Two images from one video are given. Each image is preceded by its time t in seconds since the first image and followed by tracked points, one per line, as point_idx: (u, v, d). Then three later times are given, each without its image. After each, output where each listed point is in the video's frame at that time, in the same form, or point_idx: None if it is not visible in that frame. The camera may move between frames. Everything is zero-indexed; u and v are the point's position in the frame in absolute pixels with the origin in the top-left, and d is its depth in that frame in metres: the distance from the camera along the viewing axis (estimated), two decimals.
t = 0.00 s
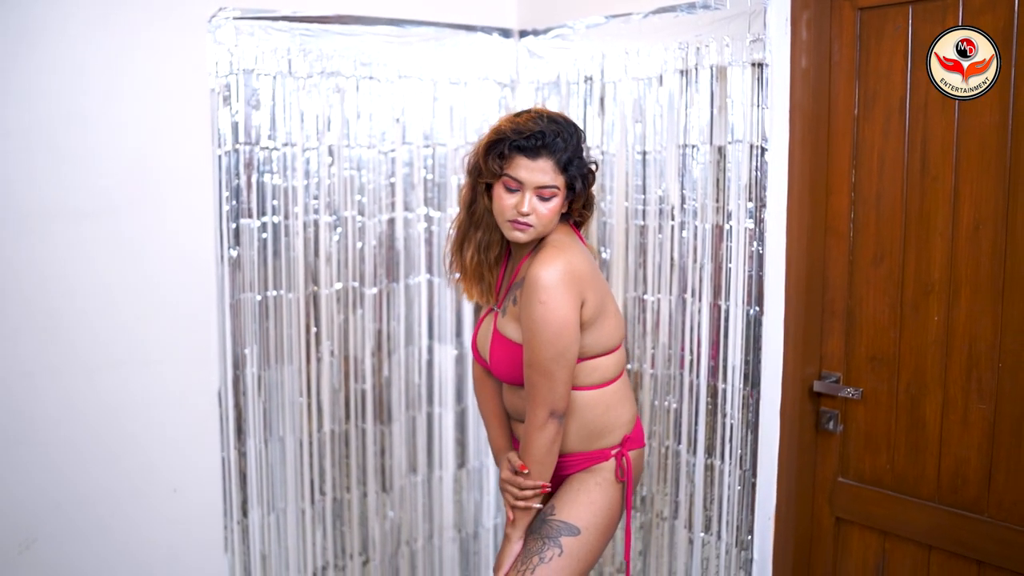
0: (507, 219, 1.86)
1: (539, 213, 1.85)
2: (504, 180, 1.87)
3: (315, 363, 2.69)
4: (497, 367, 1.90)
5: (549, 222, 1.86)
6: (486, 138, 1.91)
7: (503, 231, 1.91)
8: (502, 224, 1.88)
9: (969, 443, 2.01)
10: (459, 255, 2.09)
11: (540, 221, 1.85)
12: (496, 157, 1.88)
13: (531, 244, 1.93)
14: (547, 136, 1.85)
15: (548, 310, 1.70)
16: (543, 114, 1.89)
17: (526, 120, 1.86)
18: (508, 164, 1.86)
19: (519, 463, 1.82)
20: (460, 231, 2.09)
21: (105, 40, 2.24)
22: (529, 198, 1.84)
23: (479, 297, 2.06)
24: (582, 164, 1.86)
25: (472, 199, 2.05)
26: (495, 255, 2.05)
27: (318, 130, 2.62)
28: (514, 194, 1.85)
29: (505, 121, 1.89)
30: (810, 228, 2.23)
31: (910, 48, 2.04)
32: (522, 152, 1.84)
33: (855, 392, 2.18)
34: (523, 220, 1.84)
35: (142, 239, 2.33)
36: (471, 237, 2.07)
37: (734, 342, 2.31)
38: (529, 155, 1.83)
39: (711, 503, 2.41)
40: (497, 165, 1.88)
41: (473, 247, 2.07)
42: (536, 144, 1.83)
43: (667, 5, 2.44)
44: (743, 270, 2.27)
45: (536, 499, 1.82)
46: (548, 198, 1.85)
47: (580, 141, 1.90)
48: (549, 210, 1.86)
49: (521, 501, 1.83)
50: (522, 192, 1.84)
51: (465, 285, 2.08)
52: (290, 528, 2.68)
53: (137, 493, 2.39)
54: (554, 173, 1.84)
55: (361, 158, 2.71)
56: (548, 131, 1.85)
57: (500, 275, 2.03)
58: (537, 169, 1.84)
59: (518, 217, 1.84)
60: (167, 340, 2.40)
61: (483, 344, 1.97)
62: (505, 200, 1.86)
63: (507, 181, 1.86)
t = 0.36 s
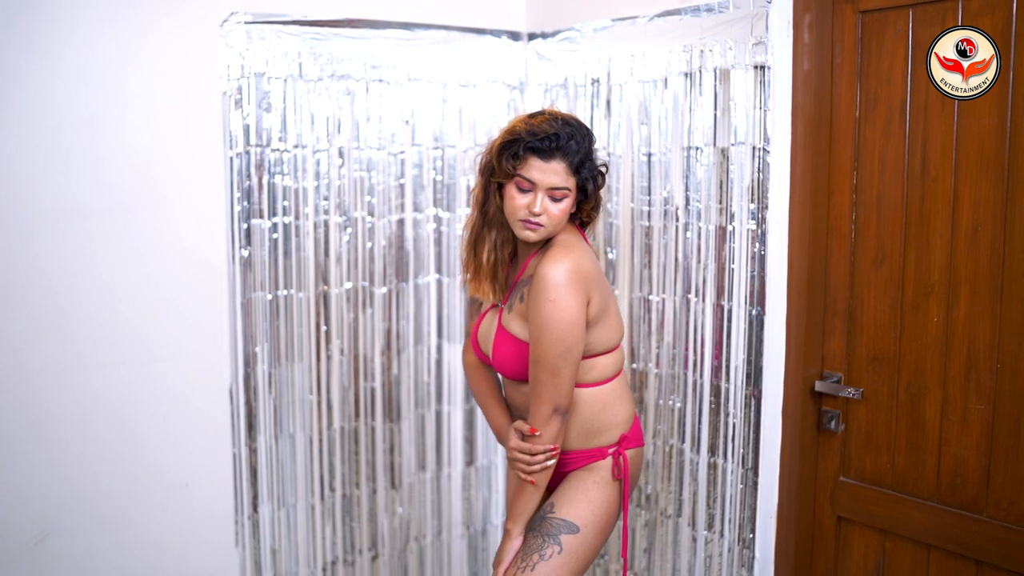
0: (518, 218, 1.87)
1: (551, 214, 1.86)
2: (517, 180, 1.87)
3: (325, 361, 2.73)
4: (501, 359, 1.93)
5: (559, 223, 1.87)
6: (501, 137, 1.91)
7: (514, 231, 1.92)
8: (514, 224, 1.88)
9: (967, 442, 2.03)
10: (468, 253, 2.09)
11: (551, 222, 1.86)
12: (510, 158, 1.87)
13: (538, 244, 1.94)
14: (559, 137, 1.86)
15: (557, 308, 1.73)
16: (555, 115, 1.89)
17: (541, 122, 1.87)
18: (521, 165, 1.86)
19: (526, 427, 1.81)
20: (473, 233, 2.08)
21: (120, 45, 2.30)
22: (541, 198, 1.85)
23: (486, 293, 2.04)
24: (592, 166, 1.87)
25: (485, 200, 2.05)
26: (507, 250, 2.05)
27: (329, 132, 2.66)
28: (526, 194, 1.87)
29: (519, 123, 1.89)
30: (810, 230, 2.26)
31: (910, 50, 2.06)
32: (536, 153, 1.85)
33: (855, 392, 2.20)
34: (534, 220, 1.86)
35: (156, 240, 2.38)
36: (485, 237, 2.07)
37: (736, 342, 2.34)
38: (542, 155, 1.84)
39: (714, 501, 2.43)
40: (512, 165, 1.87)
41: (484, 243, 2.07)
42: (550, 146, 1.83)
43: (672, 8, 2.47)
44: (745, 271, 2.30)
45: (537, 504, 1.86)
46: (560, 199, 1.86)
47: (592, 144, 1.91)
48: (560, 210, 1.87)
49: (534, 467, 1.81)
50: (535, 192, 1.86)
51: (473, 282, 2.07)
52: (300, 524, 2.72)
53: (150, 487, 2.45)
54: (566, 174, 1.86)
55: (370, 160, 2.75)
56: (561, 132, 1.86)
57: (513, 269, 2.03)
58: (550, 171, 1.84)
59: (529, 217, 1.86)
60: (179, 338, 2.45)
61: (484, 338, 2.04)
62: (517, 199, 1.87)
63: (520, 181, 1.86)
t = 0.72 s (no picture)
0: (527, 218, 1.88)
1: (559, 212, 1.87)
2: (524, 181, 1.87)
3: (332, 359, 2.78)
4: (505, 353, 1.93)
5: (566, 221, 1.88)
6: (508, 138, 1.91)
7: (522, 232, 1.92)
8: (522, 224, 1.89)
9: (961, 441, 2.05)
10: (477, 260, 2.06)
11: (559, 221, 1.87)
12: (518, 159, 1.87)
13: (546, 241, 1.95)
14: (565, 137, 1.87)
15: (567, 300, 1.77)
16: (560, 115, 1.90)
17: (547, 122, 1.87)
18: (528, 166, 1.87)
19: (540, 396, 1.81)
20: (482, 237, 2.06)
21: (131, 51, 2.36)
22: (549, 197, 1.86)
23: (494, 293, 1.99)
24: (598, 165, 1.88)
25: (493, 202, 2.06)
26: (516, 251, 2.02)
27: (336, 134, 2.71)
28: (533, 194, 1.87)
29: (524, 123, 1.90)
30: (808, 232, 2.28)
31: (906, 53, 2.08)
32: (543, 152, 1.85)
33: (851, 392, 2.23)
34: (543, 219, 1.87)
35: (166, 241, 2.44)
36: (495, 239, 2.04)
37: (734, 341, 2.37)
38: (548, 155, 1.84)
39: (714, 499, 2.46)
40: (519, 165, 1.87)
41: (492, 247, 2.04)
42: (556, 146, 1.84)
43: (673, 12, 2.49)
44: (744, 272, 2.33)
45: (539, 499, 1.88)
46: (566, 197, 1.87)
47: (595, 144, 1.92)
48: (567, 209, 1.88)
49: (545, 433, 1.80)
50: (542, 191, 1.86)
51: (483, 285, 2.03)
52: (307, 520, 2.76)
53: (160, 482, 2.50)
54: (572, 173, 1.86)
55: (377, 161, 2.80)
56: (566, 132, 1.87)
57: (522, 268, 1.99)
58: (557, 170, 1.85)
59: (538, 216, 1.87)
60: (189, 337, 2.50)
61: (483, 336, 2.03)
62: (524, 199, 1.87)
63: (527, 182, 1.87)
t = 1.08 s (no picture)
0: (534, 215, 1.90)
1: (565, 207, 1.89)
2: (529, 179, 1.90)
3: (341, 356, 2.79)
4: (516, 351, 1.93)
5: (573, 216, 1.91)
6: (512, 139, 1.93)
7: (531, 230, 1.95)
8: (531, 222, 1.92)
9: (958, 439, 2.06)
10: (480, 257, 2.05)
11: (566, 216, 1.89)
12: (522, 157, 1.90)
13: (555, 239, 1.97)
14: (566, 133, 1.89)
15: (585, 292, 1.83)
16: (561, 113, 1.93)
17: (548, 121, 1.90)
18: (531, 164, 1.89)
19: (560, 365, 1.83)
20: (488, 237, 2.06)
21: (143, 55, 2.41)
22: (554, 193, 1.88)
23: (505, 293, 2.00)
24: (602, 160, 1.89)
25: (500, 202, 2.05)
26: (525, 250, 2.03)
27: (345, 134, 2.73)
28: (539, 190, 1.90)
29: (526, 122, 1.93)
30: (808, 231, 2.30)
31: (905, 54, 2.10)
32: (545, 150, 1.88)
33: (850, 390, 2.25)
34: (550, 215, 1.89)
35: (178, 240, 2.50)
36: (502, 240, 2.04)
37: (735, 340, 2.40)
38: (551, 151, 1.87)
39: (716, 496, 2.49)
40: (524, 165, 1.90)
41: (500, 245, 2.04)
42: (558, 143, 1.86)
43: (676, 14, 2.52)
44: (745, 271, 2.36)
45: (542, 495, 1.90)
46: (572, 191, 1.89)
47: (598, 139, 1.93)
48: (573, 203, 1.90)
49: (567, 399, 1.82)
50: (548, 188, 1.89)
51: (490, 284, 2.03)
52: (316, 514, 2.80)
53: (172, 475, 2.56)
54: (576, 168, 1.88)
55: (385, 162, 2.81)
56: (567, 128, 1.89)
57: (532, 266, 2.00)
58: (560, 166, 1.87)
59: (545, 212, 1.89)
60: (199, 333, 2.56)
61: (488, 335, 2.03)
62: (531, 197, 1.90)
63: (532, 179, 1.90)
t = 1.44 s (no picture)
0: (543, 212, 1.94)
1: (571, 201, 1.92)
2: (534, 176, 1.94)
3: (350, 352, 2.84)
4: (534, 348, 1.96)
5: (580, 210, 1.94)
6: (513, 140, 1.98)
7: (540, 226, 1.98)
8: (539, 218, 1.95)
9: (954, 436, 2.09)
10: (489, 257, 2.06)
11: (573, 210, 1.93)
12: (524, 156, 1.94)
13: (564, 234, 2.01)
14: (566, 128, 1.93)
15: (603, 283, 1.90)
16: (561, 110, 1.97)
17: (547, 118, 1.94)
18: (535, 161, 1.93)
19: (580, 350, 1.89)
20: (496, 236, 2.07)
21: (157, 57, 2.47)
22: (559, 187, 1.92)
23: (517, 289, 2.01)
24: (604, 153, 1.92)
25: (507, 202, 2.08)
26: (536, 248, 2.04)
27: (354, 135, 2.78)
28: (544, 186, 1.93)
29: (527, 121, 1.97)
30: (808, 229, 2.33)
31: (903, 55, 2.13)
32: (546, 147, 1.92)
33: (850, 387, 2.28)
34: (558, 210, 1.93)
35: (190, 238, 2.56)
36: (510, 239, 2.06)
37: (737, 338, 2.43)
38: (552, 147, 1.91)
39: (718, 491, 2.53)
40: (527, 163, 1.94)
41: (510, 244, 2.05)
42: (558, 139, 1.90)
43: (681, 16, 2.55)
44: (746, 270, 2.39)
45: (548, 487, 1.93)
46: (576, 185, 1.93)
47: (599, 133, 1.96)
48: (578, 196, 1.93)
49: (586, 381, 1.87)
50: (552, 184, 1.92)
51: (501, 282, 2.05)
52: (325, 508, 2.85)
53: (183, 469, 2.62)
54: (579, 161, 1.92)
55: (395, 162, 2.86)
56: (566, 123, 1.93)
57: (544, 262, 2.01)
58: (562, 161, 1.91)
59: (552, 207, 1.92)
60: (211, 329, 2.62)
61: (499, 330, 2.04)
62: (538, 194, 1.93)
63: (536, 176, 1.94)
